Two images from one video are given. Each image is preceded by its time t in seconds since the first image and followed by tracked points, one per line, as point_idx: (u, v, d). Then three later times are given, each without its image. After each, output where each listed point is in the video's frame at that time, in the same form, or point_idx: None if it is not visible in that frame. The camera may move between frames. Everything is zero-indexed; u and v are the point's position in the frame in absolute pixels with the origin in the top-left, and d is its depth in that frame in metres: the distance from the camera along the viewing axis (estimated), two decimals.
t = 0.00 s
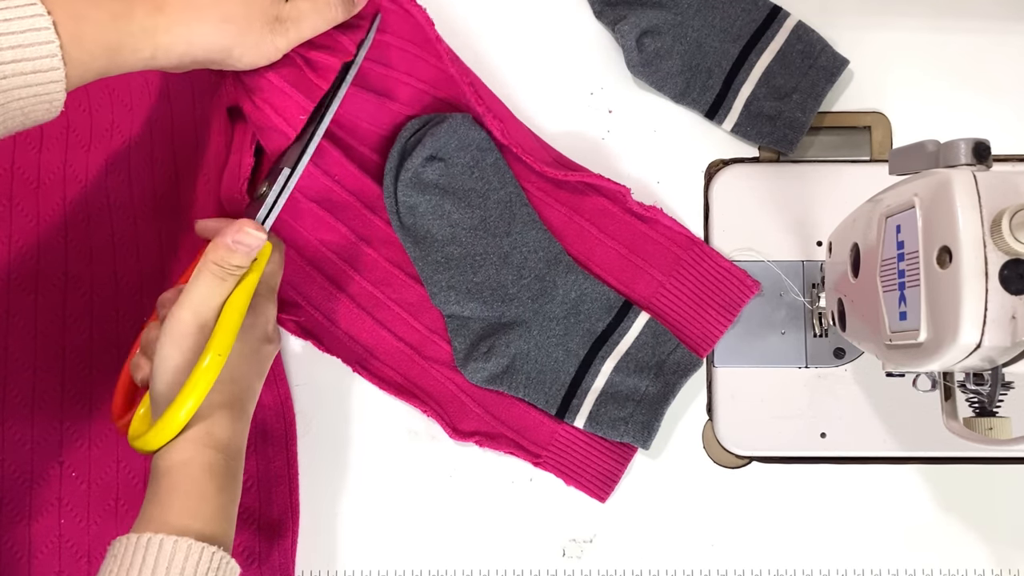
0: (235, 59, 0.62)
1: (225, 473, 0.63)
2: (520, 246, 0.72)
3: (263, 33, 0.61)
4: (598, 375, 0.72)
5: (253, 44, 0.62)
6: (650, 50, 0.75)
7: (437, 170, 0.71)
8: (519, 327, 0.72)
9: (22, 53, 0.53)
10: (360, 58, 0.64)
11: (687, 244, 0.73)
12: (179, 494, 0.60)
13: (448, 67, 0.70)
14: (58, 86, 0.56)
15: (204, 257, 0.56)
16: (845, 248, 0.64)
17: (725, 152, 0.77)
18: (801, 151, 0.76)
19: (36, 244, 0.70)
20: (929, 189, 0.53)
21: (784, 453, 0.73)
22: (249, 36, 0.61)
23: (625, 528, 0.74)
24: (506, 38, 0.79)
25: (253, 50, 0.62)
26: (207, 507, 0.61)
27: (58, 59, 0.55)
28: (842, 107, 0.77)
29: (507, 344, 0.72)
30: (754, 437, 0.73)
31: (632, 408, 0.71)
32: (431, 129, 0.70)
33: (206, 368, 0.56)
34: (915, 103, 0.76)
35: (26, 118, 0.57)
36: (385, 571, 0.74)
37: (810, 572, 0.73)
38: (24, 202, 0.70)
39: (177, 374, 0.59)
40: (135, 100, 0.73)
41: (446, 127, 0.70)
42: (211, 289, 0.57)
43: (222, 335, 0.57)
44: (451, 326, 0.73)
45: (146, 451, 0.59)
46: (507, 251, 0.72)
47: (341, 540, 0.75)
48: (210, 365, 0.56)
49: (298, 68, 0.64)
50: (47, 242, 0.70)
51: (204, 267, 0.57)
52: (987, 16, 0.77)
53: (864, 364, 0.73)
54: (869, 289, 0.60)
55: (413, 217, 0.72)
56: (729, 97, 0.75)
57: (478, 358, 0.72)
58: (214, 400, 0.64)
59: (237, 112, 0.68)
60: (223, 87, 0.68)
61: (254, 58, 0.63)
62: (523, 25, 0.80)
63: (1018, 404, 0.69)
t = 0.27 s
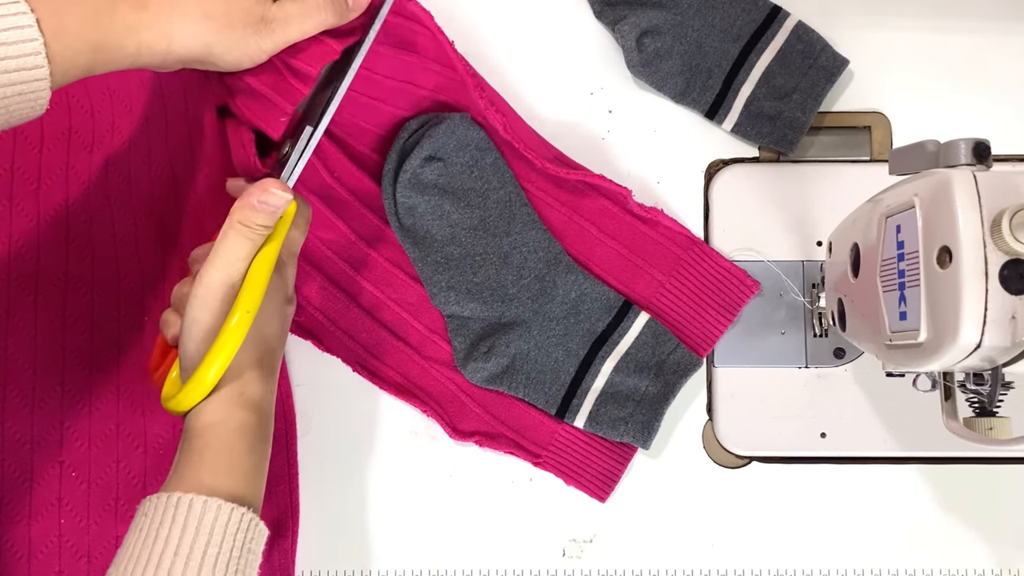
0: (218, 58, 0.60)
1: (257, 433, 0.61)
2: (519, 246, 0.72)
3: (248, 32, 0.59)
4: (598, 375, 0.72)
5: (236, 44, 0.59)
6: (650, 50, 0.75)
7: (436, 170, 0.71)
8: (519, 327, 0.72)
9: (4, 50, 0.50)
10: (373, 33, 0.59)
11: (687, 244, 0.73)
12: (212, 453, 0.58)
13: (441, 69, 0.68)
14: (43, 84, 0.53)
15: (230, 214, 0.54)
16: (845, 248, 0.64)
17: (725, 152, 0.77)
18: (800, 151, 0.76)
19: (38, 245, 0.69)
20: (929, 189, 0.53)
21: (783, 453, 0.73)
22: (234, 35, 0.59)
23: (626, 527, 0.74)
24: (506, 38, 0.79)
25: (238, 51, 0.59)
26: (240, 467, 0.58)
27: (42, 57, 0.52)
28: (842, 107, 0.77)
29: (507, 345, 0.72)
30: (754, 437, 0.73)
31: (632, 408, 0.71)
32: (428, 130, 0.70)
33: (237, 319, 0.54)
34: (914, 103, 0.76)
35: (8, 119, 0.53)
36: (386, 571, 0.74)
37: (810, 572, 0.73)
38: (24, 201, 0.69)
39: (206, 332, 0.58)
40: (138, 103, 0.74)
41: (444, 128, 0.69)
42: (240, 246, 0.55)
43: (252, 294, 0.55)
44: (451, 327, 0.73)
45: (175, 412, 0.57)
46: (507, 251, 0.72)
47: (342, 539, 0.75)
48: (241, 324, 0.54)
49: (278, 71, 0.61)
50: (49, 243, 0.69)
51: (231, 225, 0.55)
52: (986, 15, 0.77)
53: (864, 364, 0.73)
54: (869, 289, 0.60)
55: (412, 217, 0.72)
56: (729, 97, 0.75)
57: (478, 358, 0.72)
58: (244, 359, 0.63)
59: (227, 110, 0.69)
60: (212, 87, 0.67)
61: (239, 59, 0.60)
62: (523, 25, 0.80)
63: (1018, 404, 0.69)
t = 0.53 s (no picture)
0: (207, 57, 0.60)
1: (282, 415, 0.61)
2: (518, 244, 0.72)
3: (236, 31, 0.58)
4: (597, 372, 0.72)
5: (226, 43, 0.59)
6: (650, 50, 0.75)
7: (435, 169, 0.71)
8: (518, 325, 0.72)
9: None
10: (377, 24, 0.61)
11: (685, 240, 0.73)
12: (237, 436, 0.58)
13: (439, 69, 0.68)
14: (36, 81, 0.53)
15: (252, 196, 0.55)
16: (845, 248, 0.64)
17: (725, 152, 0.77)
18: (800, 151, 0.76)
19: (37, 245, 0.69)
20: (929, 189, 0.53)
21: (783, 452, 0.73)
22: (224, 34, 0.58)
23: (626, 527, 0.74)
24: (506, 38, 0.79)
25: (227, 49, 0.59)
26: (264, 449, 0.59)
27: (34, 54, 0.52)
28: (842, 107, 0.77)
29: (506, 343, 0.72)
30: (754, 437, 0.73)
31: (632, 404, 0.71)
32: (427, 128, 0.70)
33: (260, 300, 0.54)
34: (914, 103, 0.76)
35: (3, 116, 0.53)
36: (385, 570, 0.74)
37: (810, 572, 0.73)
38: (24, 202, 0.69)
39: (230, 317, 0.59)
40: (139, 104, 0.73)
41: (441, 127, 0.70)
42: (261, 226, 0.56)
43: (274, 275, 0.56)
44: (451, 325, 0.73)
45: (201, 398, 0.58)
46: (506, 250, 0.72)
47: (342, 539, 0.75)
48: (264, 308, 0.54)
49: (267, 71, 0.61)
50: (48, 244, 0.69)
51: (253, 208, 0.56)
52: (986, 16, 0.77)
53: (864, 364, 0.73)
54: (869, 288, 0.60)
55: (411, 216, 0.72)
56: (729, 97, 0.75)
57: (478, 357, 0.72)
58: (270, 342, 0.64)
59: (220, 111, 0.69)
60: (205, 89, 0.67)
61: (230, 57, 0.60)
62: (523, 25, 0.80)
63: (1018, 404, 0.69)
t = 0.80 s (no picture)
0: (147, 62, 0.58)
1: (281, 512, 0.58)
2: (519, 244, 0.72)
3: (163, 25, 0.56)
4: (597, 372, 0.72)
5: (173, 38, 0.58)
6: (650, 50, 0.75)
7: (435, 169, 0.71)
8: (518, 325, 0.72)
9: None
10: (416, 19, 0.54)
11: (685, 240, 0.73)
12: (233, 531, 0.55)
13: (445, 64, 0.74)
14: None
15: (228, 279, 0.57)
16: (845, 248, 0.64)
17: (725, 151, 0.77)
18: (800, 151, 0.76)
19: (38, 246, 0.70)
20: (929, 189, 0.53)
21: (784, 452, 0.73)
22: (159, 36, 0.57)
23: (626, 527, 0.74)
24: (506, 39, 0.79)
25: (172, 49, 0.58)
26: (265, 547, 0.56)
27: None
28: (842, 107, 0.77)
29: (506, 343, 0.72)
30: (754, 437, 0.73)
31: (632, 403, 0.71)
32: (427, 128, 0.71)
33: (271, 301, 0.50)
34: (914, 103, 0.76)
35: None
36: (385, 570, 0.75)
37: (810, 572, 0.73)
38: (25, 202, 0.70)
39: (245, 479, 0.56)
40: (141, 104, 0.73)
41: (442, 126, 0.70)
42: (239, 311, 0.57)
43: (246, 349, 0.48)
44: (451, 325, 0.73)
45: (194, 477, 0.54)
46: (506, 250, 0.72)
47: (342, 540, 0.75)
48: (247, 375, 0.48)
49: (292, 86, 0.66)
50: (49, 243, 0.70)
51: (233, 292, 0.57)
52: (986, 16, 0.77)
53: (864, 364, 0.73)
54: (869, 288, 0.60)
55: (411, 216, 0.72)
56: (729, 97, 0.75)
57: (478, 356, 0.72)
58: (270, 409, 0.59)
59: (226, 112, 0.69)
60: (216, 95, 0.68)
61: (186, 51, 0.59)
62: (523, 26, 0.80)
63: (1018, 404, 0.69)
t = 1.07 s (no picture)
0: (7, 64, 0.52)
1: None
2: (519, 244, 0.71)
3: None
4: (598, 372, 0.72)
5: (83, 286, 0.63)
6: (650, 50, 0.75)
7: (435, 169, 0.71)
8: (518, 325, 0.72)
9: None
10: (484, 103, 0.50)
11: (685, 240, 0.72)
12: None
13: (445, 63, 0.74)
14: None
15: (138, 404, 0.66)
16: (845, 248, 0.64)
17: (725, 151, 0.77)
18: (801, 151, 0.76)
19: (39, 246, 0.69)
20: (929, 189, 0.53)
21: (784, 452, 0.73)
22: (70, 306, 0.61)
23: (626, 527, 0.74)
24: (506, 38, 0.79)
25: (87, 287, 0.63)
26: None
27: None
28: (842, 107, 0.77)
29: (506, 342, 0.72)
30: (754, 436, 0.73)
31: (632, 403, 0.72)
32: (427, 128, 0.71)
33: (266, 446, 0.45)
34: (914, 103, 0.76)
35: None
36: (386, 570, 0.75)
37: (810, 572, 0.73)
38: (26, 203, 0.70)
39: None
40: (130, 95, 0.69)
41: (443, 125, 0.70)
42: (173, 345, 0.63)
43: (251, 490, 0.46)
44: (451, 325, 0.73)
45: None
46: (506, 250, 0.71)
47: (342, 540, 0.75)
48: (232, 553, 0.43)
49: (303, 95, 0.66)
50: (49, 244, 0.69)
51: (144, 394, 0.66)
52: (986, 15, 0.77)
53: (864, 364, 0.72)
54: (869, 288, 0.60)
55: (411, 216, 0.72)
56: (729, 97, 0.75)
57: (478, 356, 0.72)
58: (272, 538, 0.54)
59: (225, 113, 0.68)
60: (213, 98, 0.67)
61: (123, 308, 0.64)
62: (523, 26, 0.79)
63: (1018, 404, 0.69)
